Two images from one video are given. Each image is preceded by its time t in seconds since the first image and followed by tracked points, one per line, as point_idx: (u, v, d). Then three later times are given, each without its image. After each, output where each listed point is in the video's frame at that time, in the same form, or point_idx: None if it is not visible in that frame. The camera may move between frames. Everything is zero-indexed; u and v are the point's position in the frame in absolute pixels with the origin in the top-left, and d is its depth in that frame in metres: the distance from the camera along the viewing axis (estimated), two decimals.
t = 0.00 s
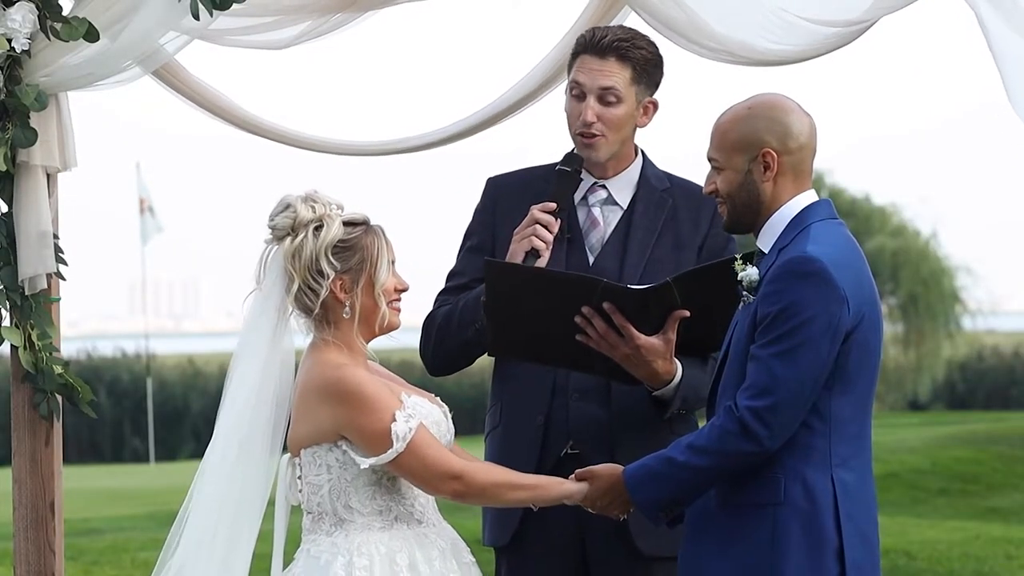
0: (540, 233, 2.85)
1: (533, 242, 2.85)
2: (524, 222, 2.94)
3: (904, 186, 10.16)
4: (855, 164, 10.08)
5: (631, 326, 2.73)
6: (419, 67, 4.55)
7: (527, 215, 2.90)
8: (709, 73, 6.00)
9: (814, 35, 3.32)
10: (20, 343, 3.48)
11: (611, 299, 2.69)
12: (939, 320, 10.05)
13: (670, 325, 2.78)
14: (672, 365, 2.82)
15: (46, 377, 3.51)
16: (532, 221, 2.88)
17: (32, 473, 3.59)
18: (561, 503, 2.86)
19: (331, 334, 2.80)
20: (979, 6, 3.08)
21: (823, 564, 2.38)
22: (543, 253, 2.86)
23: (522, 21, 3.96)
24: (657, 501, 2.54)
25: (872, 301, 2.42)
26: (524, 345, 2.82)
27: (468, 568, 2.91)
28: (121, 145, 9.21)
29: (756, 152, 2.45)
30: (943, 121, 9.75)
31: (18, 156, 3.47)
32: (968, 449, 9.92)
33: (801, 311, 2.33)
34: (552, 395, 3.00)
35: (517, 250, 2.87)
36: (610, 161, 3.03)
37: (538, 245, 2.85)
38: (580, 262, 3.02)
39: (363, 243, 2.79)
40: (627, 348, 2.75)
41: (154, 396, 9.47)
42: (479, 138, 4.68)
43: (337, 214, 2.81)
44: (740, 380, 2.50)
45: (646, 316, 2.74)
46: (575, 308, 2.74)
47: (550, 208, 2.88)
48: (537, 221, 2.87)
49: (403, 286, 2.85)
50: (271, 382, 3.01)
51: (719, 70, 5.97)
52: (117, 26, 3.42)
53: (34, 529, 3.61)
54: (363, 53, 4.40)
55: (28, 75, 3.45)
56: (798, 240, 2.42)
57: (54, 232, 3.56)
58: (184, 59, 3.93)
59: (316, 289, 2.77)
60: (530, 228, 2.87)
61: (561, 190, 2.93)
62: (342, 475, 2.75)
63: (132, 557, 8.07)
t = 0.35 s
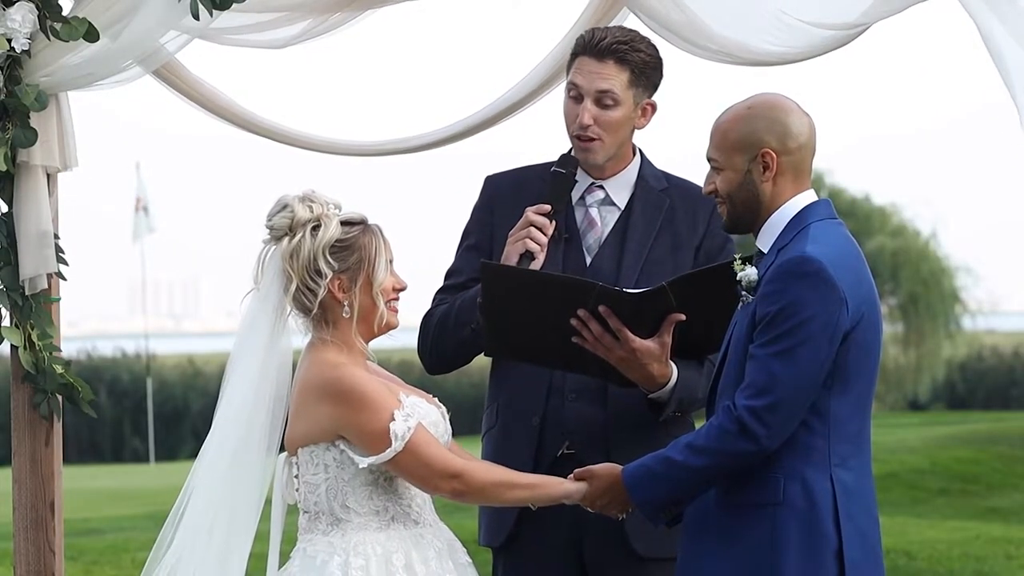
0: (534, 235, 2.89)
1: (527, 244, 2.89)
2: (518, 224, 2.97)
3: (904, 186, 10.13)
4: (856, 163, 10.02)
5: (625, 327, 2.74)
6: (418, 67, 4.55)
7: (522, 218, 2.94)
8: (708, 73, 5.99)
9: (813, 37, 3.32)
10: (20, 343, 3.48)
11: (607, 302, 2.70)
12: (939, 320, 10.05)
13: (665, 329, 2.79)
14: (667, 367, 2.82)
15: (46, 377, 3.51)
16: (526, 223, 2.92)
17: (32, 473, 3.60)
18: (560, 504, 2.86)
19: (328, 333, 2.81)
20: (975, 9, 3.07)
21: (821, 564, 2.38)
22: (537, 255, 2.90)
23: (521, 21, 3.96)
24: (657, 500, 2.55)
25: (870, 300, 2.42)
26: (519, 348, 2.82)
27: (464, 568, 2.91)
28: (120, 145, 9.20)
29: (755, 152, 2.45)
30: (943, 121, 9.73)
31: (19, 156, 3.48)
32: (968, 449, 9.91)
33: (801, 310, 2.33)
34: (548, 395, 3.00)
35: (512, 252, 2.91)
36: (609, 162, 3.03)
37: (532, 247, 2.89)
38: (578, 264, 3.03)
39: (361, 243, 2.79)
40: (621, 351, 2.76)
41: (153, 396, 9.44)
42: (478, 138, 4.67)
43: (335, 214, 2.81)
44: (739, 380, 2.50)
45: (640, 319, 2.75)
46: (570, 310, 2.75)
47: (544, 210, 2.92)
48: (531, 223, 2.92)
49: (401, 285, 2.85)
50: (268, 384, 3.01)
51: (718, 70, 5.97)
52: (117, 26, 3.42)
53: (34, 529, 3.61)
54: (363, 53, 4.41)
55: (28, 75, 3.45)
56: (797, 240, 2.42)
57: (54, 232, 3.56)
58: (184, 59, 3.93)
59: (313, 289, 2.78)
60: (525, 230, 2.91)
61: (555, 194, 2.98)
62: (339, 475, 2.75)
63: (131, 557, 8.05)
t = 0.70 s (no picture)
0: (528, 234, 2.88)
1: (521, 243, 2.88)
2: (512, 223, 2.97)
3: (904, 186, 10.13)
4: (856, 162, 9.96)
5: (621, 328, 2.74)
6: (417, 66, 4.55)
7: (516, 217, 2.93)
8: (708, 73, 6.00)
9: (815, 35, 3.32)
10: (20, 343, 3.48)
11: (604, 303, 2.70)
12: (939, 320, 10.04)
13: (661, 330, 2.80)
14: (663, 368, 2.83)
15: (47, 377, 3.51)
16: (520, 222, 2.91)
17: (32, 473, 3.60)
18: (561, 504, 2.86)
19: (328, 333, 2.81)
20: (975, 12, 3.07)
21: (821, 564, 2.38)
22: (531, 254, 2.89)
23: (521, 21, 3.97)
24: (657, 500, 2.55)
25: (870, 300, 2.42)
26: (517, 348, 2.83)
27: (467, 567, 2.91)
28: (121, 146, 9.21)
29: (754, 152, 2.45)
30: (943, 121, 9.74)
31: (18, 156, 3.48)
32: (968, 449, 9.92)
33: (801, 309, 2.33)
34: (545, 395, 3.00)
35: (506, 252, 2.90)
36: (604, 161, 3.03)
37: (526, 245, 2.88)
38: (575, 265, 3.03)
39: (362, 243, 2.79)
40: (618, 351, 2.76)
41: (153, 396, 9.45)
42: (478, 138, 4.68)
43: (336, 214, 2.81)
44: (739, 380, 2.50)
45: (636, 320, 2.75)
46: (567, 311, 2.75)
47: (538, 210, 2.92)
48: (525, 222, 2.91)
49: (401, 286, 2.85)
50: (268, 384, 3.01)
51: (718, 70, 5.97)
52: (117, 26, 3.42)
53: (34, 529, 3.62)
54: (363, 52, 4.41)
55: (28, 75, 3.45)
56: (797, 239, 2.42)
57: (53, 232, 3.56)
58: (184, 58, 3.93)
59: (314, 289, 2.78)
60: (518, 230, 2.90)
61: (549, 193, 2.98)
62: (341, 475, 2.75)
63: (130, 557, 8.05)
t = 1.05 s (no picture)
0: (518, 232, 2.87)
1: (510, 242, 2.87)
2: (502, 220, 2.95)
3: (905, 186, 10.09)
4: (856, 163, 9.91)
5: (618, 344, 2.74)
6: (417, 66, 4.55)
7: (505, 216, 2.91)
8: (707, 73, 6.00)
9: (817, 38, 3.33)
10: (20, 343, 3.49)
11: (598, 322, 2.69)
12: (939, 319, 10.03)
13: (658, 345, 2.80)
14: (661, 381, 2.84)
15: (47, 376, 3.52)
16: (510, 221, 2.89)
17: (32, 473, 3.60)
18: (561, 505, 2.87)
19: (327, 333, 2.81)
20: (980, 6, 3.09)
21: (820, 563, 2.38)
22: (522, 251, 2.89)
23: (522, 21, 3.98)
24: (655, 500, 2.55)
25: (868, 300, 2.42)
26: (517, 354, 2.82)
27: (466, 567, 2.91)
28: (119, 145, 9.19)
29: (752, 153, 2.46)
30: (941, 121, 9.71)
31: (19, 156, 3.48)
32: (967, 448, 9.94)
33: (799, 309, 2.34)
34: (544, 398, 3.00)
35: (496, 251, 2.89)
36: (600, 159, 3.04)
37: (516, 244, 2.87)
38: (574, 265, 3.03)
39: (362, 243, 2.79)
40: (616, 368, 2.77)
41: (153, 396, 9.42)
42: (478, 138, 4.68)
43: (337, 214, 2.82)
44: (737, 379, 2.50)
45: (631, 338, 2.75)
46: (564, 326, 2.73)
47: (527, 208, 2.90)
48: (515, 221, 2.89)
49: (401, 287, 2.85)
50: (268, 385, 3.01)
51: (717, 69, 5.97)
52: (117, 26, 3.43)
53: (34, 529, 3.62)
54: (363, 52, 4.42)
55: (28, 75, 3.45)
56: (795, 239, 2.43)
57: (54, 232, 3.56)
58: (184, 58, 3.93)
59: (313, 289, 2.78)
60: (508, 229, 2.88)
61: (539, 190, 2.96)
62: (341, 475, 2.76)
63: (130, 557, 8.03)
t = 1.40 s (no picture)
0: (512, 235, 2.85)
1: (505, 244, 2.85)
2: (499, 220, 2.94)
3: (905, 186, 10.08)
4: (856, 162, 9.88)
5: (616, 388, 2.77)
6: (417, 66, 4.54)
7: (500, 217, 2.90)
8: (706, 73, 5.99)
9: (813, 41, 3.33)
10: (20, 343, 3.49)
11: (594, 368, 2.71)
12: (938, 319, 10.02)
13: (657, 386, 2.82)
14: (660, 412, 2.88)
15: (47, 376, 3.52)
16: (505, 222, 2.88)
17: (32, 473, 3.60)
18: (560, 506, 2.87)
19: (326, 334, 2.81)
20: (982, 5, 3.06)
21: (821, 563, 2.38)
22: (518, 253, 2.88)
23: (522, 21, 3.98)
24: (655, 501, 2.56)
25: (868, 300, 2.42)
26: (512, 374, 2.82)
27: (464, 567, 2.91)
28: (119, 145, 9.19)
29: (752, 152, 2.46)
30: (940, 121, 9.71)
31: (18, 156, 3.48)
32: (967, 448, 9.94)
33: (799, 310, 2.34)
34: (547, 400, 3.00)
35: (491, 251, 2.88)
36: (598, 161, 3.04)
37: (510, 246, 2.86)
38: (575, 266, 3.03)
39: (360, 243, 2.79)
40: (615, 405, 2.82)
41: (154, 396, 9.34)
42: (478, 138, 4.68)
43: (335, 214, 2.82)
44: (737, 380, 2.50)
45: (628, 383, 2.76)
46: (563, 367, 2.75)
47: (522, 209, 2.88)
48: (510, 222, 2.87)
49: (399, 287, 2.85)
50: (266, 386, 3.02)
51: (716, 69, 5.96)
52: (117, 26, 3.43)
53: (34, 529, 3.62)
54: (362, 52, 4.42)
55: (28, 75, 3.45)
56: (794, 239, 2.43)
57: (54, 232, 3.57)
58: (183, 57, 3.93)
59: (311, 289, 2.78)
60: (503, 230, 2.87)
61: (534, 191, 2.93)
62: (339, 475, 2.76)
63: (130, 557, 8.01)
